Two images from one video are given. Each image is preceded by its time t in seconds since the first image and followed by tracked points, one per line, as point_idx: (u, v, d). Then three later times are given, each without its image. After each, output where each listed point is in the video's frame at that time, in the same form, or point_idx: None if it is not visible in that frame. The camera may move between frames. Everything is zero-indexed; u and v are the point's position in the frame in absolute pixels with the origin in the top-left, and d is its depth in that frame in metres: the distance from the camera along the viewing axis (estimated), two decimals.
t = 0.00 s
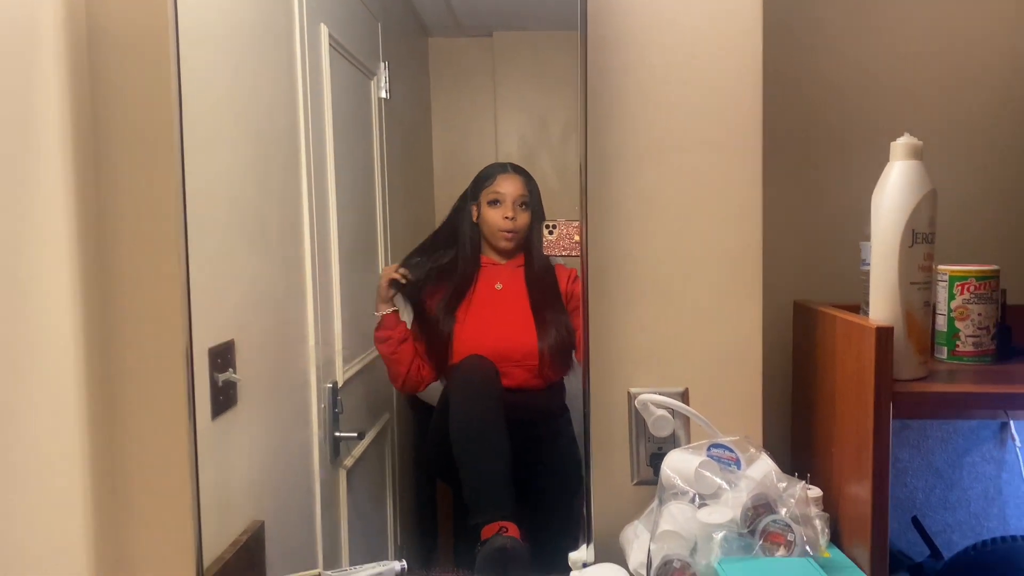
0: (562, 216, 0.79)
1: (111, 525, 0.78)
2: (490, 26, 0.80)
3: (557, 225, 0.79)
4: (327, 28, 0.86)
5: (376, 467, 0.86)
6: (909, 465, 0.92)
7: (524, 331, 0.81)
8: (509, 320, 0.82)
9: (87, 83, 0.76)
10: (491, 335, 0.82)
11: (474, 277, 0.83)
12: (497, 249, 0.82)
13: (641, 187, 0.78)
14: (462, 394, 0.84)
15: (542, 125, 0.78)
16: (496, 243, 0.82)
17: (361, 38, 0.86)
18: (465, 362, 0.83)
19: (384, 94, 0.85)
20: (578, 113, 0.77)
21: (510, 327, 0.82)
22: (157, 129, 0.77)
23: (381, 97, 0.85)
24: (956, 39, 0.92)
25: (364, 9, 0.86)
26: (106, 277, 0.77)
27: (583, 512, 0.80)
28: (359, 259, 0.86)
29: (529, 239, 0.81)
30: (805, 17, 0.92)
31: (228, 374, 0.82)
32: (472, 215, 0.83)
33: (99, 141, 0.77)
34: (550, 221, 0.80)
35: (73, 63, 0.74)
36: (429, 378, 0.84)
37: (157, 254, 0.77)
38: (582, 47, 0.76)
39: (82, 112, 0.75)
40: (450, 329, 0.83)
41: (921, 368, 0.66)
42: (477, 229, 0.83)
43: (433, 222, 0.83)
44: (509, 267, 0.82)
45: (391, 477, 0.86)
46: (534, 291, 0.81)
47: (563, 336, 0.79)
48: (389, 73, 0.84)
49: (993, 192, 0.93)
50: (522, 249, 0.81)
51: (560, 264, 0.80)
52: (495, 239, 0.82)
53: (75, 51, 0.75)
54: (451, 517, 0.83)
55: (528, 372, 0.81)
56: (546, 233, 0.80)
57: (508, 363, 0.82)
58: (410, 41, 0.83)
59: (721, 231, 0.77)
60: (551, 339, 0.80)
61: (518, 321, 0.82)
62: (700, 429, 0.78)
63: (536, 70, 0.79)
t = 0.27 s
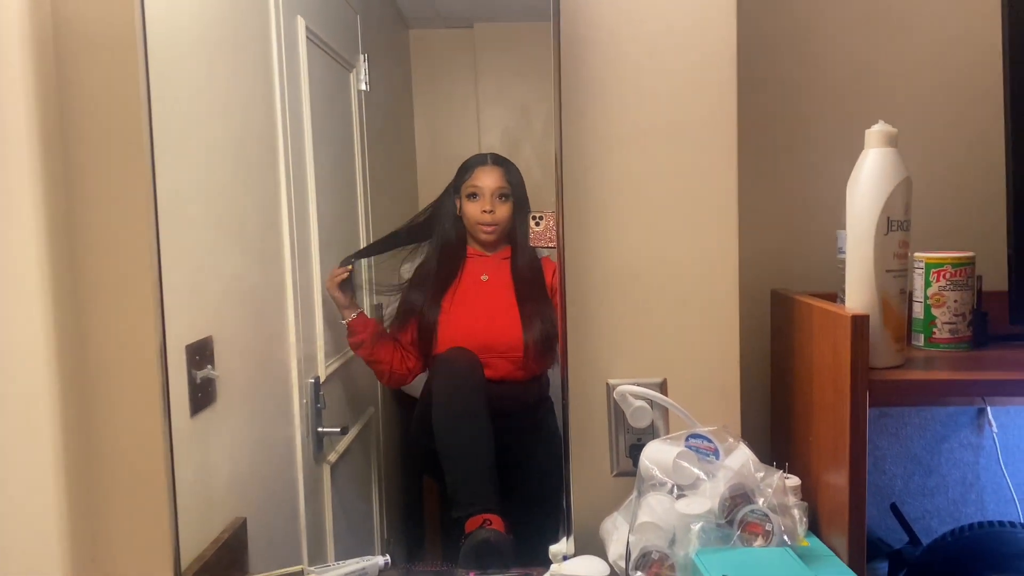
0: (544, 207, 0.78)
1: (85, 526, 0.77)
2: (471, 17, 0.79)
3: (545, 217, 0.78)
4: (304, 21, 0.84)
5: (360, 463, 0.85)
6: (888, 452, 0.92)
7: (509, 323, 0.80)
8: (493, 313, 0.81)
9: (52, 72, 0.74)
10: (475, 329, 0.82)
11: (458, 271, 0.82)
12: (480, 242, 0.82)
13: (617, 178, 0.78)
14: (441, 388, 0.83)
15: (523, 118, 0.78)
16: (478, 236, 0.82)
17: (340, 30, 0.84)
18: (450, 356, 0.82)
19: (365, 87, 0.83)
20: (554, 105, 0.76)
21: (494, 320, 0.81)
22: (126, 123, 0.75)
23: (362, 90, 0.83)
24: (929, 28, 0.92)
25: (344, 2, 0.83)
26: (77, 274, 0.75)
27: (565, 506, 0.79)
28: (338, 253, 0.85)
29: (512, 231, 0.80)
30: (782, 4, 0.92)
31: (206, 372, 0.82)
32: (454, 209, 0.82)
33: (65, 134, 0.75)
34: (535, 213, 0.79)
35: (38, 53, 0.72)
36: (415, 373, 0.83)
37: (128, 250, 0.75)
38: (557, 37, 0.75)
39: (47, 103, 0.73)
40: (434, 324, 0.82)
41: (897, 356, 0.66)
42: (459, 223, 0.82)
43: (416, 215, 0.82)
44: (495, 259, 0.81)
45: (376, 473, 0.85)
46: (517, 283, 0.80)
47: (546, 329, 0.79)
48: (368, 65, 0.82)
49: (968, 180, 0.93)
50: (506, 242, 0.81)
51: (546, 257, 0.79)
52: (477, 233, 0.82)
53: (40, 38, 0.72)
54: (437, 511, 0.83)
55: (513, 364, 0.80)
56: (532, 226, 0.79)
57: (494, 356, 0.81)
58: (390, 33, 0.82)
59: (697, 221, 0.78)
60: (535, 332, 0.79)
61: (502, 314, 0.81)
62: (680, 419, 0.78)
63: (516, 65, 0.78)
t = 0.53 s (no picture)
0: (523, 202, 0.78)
1: (69, 529, 0.76)
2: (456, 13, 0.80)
3: (535, 213, 0.78)
4: (288, 17, 0.84)
5: (348, 460, 0.86)
6: (874, 443, 0.93)
7: (495, 319, 0.81)
8: (480, 309, 0.82)
9: (29, 68, 0.72)
10: (464, 325, 0.82)
11: (447, 266, 0.83)
12: (467, 238, 0.83)
13: (602, 172, 0.78)
14: (428, 385, 0.83)
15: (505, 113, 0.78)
16: (465, 232, 0.82)
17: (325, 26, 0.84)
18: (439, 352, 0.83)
19: (350, 83, 0.84)
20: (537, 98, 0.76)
21: (481, 316, 0.82)
22: (104, 117, 0.73)
23: (347, 86, 0.84)
24: (911, 19, 0.92)
25: None
26: (58, 274, 0.74)
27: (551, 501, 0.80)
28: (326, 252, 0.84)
29: (497, 227, 0.81)
30: None
31: (192, 370, 0.80)
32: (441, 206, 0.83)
33: (43, 131, 0.73)
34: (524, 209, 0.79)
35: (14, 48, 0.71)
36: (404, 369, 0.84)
37: (109, 249, 0.74)
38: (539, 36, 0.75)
39: (22, 98, 0.71)
40: (423, 320, 0.83)
41: (880, 346, 0.66)
42: (447, 220, 0.83)
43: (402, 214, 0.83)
44: (483, 255, 0.82)
45: (364, 471, 0.85)
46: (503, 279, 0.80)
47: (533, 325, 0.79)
48: (354, 61, 0.83)
49: (951, 170, 0.94)
50: (493, 238, 0.81)
51: (533, 252, 0.78)
52: (464, 229, 0.82)
53: (17, 34, 0.71)
54: (426, 509, 0.84)
55: (501, 361, 0.80)
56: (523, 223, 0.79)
57: (481, 351, 0.82)
58: (375, 28, 0.82)
59: (682, 215, 0.78)
60: (523, 328, 0.79)
61: (488, 309, 0.81)
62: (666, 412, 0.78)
63: (499, 61, 0.78)
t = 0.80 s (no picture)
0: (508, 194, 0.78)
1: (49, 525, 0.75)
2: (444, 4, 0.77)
3: (523, 209, 0.77)
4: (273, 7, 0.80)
5: (337, 455, 0.83)
6: (865, 433, 0.92)
7: (485, 313, 0.79)
8: (469, 303, 0.80)
9: (4, 58, 0.71)
10: (452, 319, 0.81)
11: (432, 260, 0.81)
12: (454, 230, 0.81)
13: (590, 161, 0.77)
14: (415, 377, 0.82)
15: (489, 103, 0.76)
16: (452, 224, 0.80)
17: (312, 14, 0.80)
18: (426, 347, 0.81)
19: (337, 75, 0.80)
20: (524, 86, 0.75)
21: (470, 310, 0.80)
22: (81, 108, 0.73)
23: (334, 79, 0.80)
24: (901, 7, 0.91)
25: None
26: (35, 268, 0.73)
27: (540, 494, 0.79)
28: (312, 242, 0.82)
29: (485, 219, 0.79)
30: None
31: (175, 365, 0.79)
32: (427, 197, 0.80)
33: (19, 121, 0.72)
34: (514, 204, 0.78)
35: None
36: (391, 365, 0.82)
37: (89, 242, 0.73)
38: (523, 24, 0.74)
39: None
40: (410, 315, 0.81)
41: (871, 335, 0.65)
42: (433, 212, 0.80)
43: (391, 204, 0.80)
44: (470, 249, 0.80)
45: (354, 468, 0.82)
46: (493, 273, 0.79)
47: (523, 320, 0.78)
48: (339, 52, 0.80)
49: (941, 159, 0.93)
50: (482, 231, 0.79)
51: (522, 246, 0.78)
52: (450, 221, 0.80)
53: None
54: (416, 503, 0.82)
55: (491, 356, 0.79)
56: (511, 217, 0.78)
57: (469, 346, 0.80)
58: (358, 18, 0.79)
59: (672, 204, 0.77)
60: (511, 323, 0.78)
61: (478, 303, 0.80)
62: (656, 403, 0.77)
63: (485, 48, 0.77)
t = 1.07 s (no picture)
0: (512, 190, 0.76)
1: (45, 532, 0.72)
2: None
3: (517, 204, 0.77)
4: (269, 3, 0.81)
5: (334, 454, 0.84)
6: (870, 431, 0.92)
7: (479, 310, 0.79)
8: (464, 300, 0.80)
9: None
10: (448, 316, 0.80)
11: (428, 256, 0.81)
12: (449, 226, 0.80)
13: (595, 158, 0.76)
14: (417, 376, 0.81)
15: (489, 99, 0.75)
16: (447, 220, 0.80)
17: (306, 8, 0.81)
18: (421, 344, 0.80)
19: (331, 70, 0.82)
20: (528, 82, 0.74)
21: (464, 307, 0.80)
22: (76, 99, 0.70)
23: (329, 74, 0.82)
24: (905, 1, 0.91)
25: None
26: (29, 265, 0.70)
27: (544, 496, 0.78)
28: (310, 241, 0.83)
29: (480, 215, 0.79)
30: None
31: (172, 364, 0.77)
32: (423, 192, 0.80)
33: (11, 113, 0.69)
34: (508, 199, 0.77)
35: None
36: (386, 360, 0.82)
37: (83, 239, 0.70)
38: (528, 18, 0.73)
39: None
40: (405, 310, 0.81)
41: (880, 334, 0.65)
42: (428, 207, 0.80)
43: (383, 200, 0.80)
44: (465, 245, 0.80)
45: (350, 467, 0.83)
46: (488, 270, 0.79)
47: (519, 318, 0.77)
48: (334, 47, 0.80)
49: (946, 155, 0.92)
50: (476, 227, 0.79)
51: (518, 243, 0.77)
52: (446, 216, 0.80)
53: None
54: (412, 503, 0.81)
55: (485, 353, 0.79)
56: (504, 212, 0.78)
57: (464, 343, 0.80)
58: (354, 12, 0.79)
59: (677, 202, 0.76)
60: (506, 319, 0.78)
61: (473, 300, 0.79)
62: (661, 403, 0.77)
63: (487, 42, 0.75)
